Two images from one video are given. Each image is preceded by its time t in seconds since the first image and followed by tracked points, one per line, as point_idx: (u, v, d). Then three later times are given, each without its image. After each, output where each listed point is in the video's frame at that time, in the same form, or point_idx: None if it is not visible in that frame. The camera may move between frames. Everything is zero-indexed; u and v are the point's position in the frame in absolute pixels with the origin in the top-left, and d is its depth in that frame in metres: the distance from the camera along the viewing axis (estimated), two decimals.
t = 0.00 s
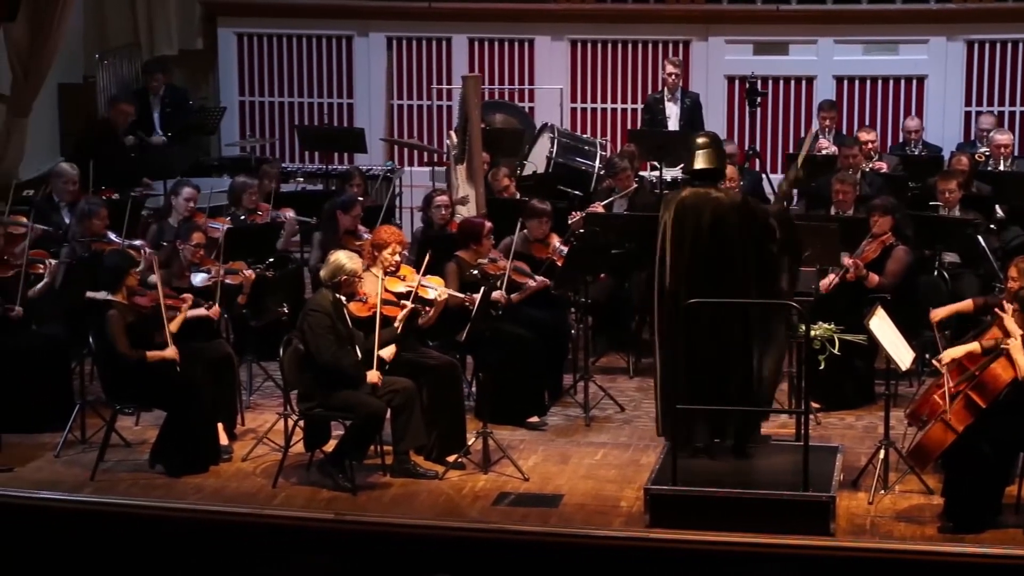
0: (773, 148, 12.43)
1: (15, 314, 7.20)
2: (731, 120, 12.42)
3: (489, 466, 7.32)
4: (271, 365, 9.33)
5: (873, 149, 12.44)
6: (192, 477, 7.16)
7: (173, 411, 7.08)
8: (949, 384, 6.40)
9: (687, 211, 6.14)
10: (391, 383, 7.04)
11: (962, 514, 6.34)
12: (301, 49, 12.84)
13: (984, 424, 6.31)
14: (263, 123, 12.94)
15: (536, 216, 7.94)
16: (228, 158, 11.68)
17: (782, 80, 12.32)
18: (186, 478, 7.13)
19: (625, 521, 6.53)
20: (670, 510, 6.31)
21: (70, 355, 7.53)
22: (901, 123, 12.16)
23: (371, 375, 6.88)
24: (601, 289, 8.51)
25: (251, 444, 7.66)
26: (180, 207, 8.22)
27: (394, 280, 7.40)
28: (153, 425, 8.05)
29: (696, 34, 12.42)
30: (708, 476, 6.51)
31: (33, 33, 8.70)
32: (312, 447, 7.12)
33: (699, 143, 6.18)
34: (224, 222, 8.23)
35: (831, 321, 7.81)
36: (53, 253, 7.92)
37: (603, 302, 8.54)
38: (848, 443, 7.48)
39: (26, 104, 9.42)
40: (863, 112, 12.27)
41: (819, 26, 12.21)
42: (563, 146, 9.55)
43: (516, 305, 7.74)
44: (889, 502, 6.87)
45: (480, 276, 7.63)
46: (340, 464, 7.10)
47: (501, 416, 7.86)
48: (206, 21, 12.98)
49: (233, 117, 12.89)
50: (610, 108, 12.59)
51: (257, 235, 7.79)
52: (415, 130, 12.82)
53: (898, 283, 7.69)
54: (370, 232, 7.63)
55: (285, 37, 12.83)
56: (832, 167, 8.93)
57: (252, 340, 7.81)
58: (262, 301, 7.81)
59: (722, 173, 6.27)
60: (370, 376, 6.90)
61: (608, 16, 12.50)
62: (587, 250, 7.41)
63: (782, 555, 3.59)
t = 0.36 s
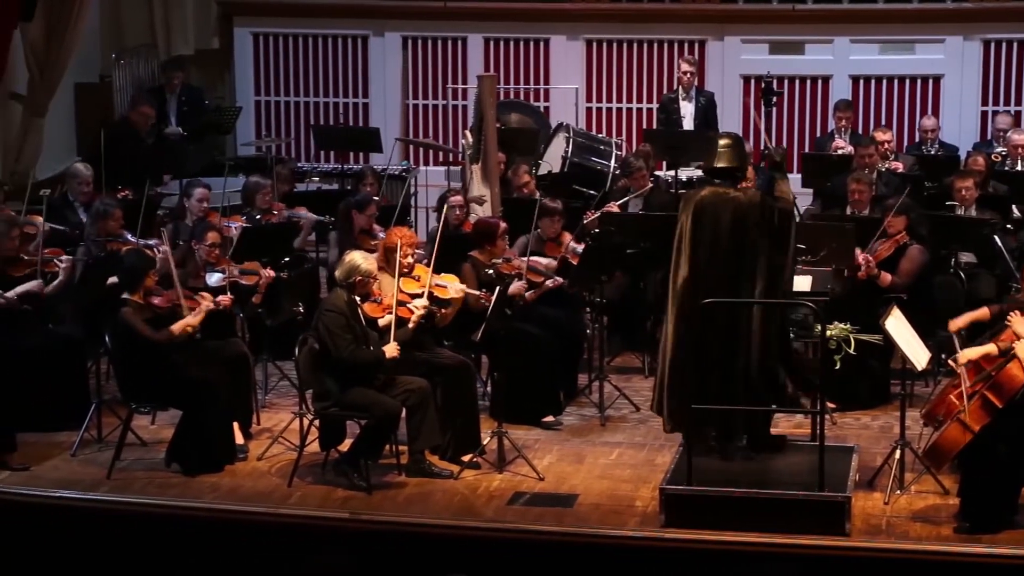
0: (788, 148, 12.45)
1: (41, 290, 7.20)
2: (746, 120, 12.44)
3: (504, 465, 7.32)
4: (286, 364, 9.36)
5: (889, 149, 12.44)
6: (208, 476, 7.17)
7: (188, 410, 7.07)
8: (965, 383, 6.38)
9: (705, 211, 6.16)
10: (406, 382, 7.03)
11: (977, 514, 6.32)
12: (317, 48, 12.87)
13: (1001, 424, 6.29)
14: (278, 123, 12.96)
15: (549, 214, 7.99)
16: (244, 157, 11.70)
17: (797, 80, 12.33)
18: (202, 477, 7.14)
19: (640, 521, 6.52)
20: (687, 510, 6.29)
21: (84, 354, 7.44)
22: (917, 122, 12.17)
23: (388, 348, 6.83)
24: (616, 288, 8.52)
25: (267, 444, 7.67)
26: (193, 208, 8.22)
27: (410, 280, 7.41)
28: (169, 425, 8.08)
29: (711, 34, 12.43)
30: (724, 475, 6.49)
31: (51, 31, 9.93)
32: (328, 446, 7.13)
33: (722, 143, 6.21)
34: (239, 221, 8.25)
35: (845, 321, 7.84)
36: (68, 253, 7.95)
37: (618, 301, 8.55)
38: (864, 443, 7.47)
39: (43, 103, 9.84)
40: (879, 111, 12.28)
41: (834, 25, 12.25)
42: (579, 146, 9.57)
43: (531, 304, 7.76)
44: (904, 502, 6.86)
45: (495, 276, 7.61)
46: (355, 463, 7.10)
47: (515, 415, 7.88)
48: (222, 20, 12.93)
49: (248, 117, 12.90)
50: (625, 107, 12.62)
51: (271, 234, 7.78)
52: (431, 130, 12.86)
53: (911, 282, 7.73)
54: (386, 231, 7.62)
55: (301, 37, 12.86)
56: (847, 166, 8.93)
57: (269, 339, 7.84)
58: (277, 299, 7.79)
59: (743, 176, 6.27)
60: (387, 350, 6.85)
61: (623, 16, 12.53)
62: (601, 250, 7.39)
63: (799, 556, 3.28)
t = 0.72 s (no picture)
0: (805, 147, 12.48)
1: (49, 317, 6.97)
2: (762, 119, 12.45)
3: (519, 465, 7.32)
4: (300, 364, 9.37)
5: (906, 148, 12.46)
6: (223, 474, 7.18)
7: (205, 409, 7.10)
8: (980, 383, 6.29)
9: (719, 208, 6.19)
10: (421, 382, 7.03)
11: (994, 514, 6.32)
12: (333, 48, 12.88)
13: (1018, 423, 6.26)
14: (294, 123, 12.96)
15: (562, 215, 7.98)
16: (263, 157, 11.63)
17: (813, 79, 12.39)
18: (217, 476, 7.15)
19: (655, 521, 6.51)
20: (703, 511, 6.28)
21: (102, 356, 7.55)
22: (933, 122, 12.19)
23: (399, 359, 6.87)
24: (630, 287, 8.52)
25: (282, 443, 7.67)
26: (207, 208, 8.22)
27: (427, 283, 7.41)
28: (184, 424, 8.09)
29: (727, 33, 12.46)
30: (740, 475, 6.46)
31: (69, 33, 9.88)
32: (343, 446, 7.12)
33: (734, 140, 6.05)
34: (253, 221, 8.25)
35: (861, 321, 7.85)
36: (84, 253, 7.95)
37: (632, 301, 8.55)
38: (879, 444, 7.46)
39: (59, 103, 9.90)
40: (895, 110, 12.29)
41: (850, 24, 12.26)
42: (593, 146, 9.57)
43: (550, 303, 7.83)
44: (920, 503, 6.84)
45: (510, 276, 7.59)
46: (370, 463, 7.10)
47: (530, 416, 7.87)
48: (237, 20, 12.98)
49: (264, 117, 12.91)
50: (640, 107, 12.67)
51: (289, 233, 7.79)
52: (447, 130, 12.89)
53: (925, 281, 7.67)
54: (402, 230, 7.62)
55: (317, 37, 12.88)
56: (863, 166, 8.94)
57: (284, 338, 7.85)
58: (293, 298, 7.78)
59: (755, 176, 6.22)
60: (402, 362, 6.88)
61: (639, 16, 12.55)
62: (617, 250, 7.41)
63: (809, 554, 4.11)
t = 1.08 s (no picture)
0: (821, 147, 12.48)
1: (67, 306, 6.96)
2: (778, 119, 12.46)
3: (534, 465, 7.32)
4: (316, 364, 9.39)
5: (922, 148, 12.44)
6: (238, 474, 7.18)
7: (221, 408, 7.11)
8: (995, 383, 6.25)
9: (731, 212, 6.17)
10: (436, 381, 7.02)
11: (1011, 515, 6.30)
12: (349, 48, 12.95)
13: None
14: (310, 123, 13.00)
15: (573, 215, 7.98)
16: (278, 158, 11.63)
17: (829, 80, 12.26)
18: (232, 476, 7.15)
19: (670, 520, 6.49)
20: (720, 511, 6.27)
21: (117, 354, 7.59)
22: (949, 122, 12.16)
23: (425, 357, 6.92)
24: (646, 287, 8.53)
25: (297, 443, 7.68)
26: (220, 209, 8.29)
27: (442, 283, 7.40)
28: (199, 423, 8.11)
29: (742, 33, 12.47)
30: (756, 474, 6.45)
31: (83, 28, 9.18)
32: (358, 445, 7.12)
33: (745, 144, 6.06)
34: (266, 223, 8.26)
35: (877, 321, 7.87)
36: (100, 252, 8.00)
37: (648, 301, 8.55)
38: (895, 444, 7.45)
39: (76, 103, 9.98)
40: (911, 110, 12.26)
41: (865, 24, 12.25)
42: (609, 146, 9.57)
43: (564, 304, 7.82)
44: (936, 503, 6.82)
45: (524, 276, 7.59)
46: (385, 463, 7.10)
47: (545, 416, 7.88)
48: (253, 20, 13.04)
49: (279, 116, 12.97)
50: (656, 106, 12.67)
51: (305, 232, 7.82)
52: (462, 130, 12.92)
53: (938, 281, 7.65)
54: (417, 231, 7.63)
55: (333, 37, 12.94)
56: (879, 166, 8.94)
57: (299, 339, 7.88)
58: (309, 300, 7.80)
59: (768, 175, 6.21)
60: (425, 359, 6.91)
61: (654, 16, 12.58)
62: (632, 251, 7.42)
63: (819, 555, 3.94)
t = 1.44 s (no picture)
0: (839, 147, 12.49)
1: (90, 294, 6.99)
2: (796, 120, 12.48)
3: (552, 465, 7.32)
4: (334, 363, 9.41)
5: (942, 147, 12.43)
6: (255, 474, 7.19)
7: (238, 408, 7.11)
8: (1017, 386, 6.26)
9: (745, 214, 6.09)
10: (454, 381, 7.02)
11: None
12: (366, 48, 12.95)
13: None
14: (327, 123, 13.04)
15: (589, 214, 8.01)
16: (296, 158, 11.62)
17: (848, 80, 12.35)
18: (249, 476, 7.15)
19: (688, 521, 6.48)
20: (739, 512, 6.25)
21: (136, 354, 7.61)
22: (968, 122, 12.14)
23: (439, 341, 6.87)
24: (663, 287, 8.53)
25: (315, 442, 7.69)
26: (238, 211, 8.23)
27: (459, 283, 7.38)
28: (218, 423, 8.13)
29: (761, 33, 12.51)
30: (776, 473, 6.44)
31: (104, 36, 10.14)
32: (376, 445, 7.12)
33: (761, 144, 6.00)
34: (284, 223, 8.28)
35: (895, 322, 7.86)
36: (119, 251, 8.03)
37: (665, 301, 8.55)
38: (913, 445, 7.43)
39: (95, 103, 10.03)
40: (930, 110, 12.25)
41: (882, 23, 12.26)
42: (627, 146, 9.56)
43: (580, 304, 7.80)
44: (954, 504, 6.80)
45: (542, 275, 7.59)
46: (402, 463, 7.10)
47: (563, 415, 7.88)
48: (271, 20, 13.09)
49: (298, 116, 13.02)
50: (674, 106, 12.68)
51: (323, 232, 7.83)
52: (480, 130, 12.94)
53: (956, 283, 7.65)
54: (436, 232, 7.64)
55: (350, 37, 12.95)
56: (897, 166, 8.94)
57: (317, 338, 7.89)
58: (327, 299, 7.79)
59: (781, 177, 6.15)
60: (443, 343, 6.87)
61: (673, 16, 12.59)
62: (651, 250, 7.41)
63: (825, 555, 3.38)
